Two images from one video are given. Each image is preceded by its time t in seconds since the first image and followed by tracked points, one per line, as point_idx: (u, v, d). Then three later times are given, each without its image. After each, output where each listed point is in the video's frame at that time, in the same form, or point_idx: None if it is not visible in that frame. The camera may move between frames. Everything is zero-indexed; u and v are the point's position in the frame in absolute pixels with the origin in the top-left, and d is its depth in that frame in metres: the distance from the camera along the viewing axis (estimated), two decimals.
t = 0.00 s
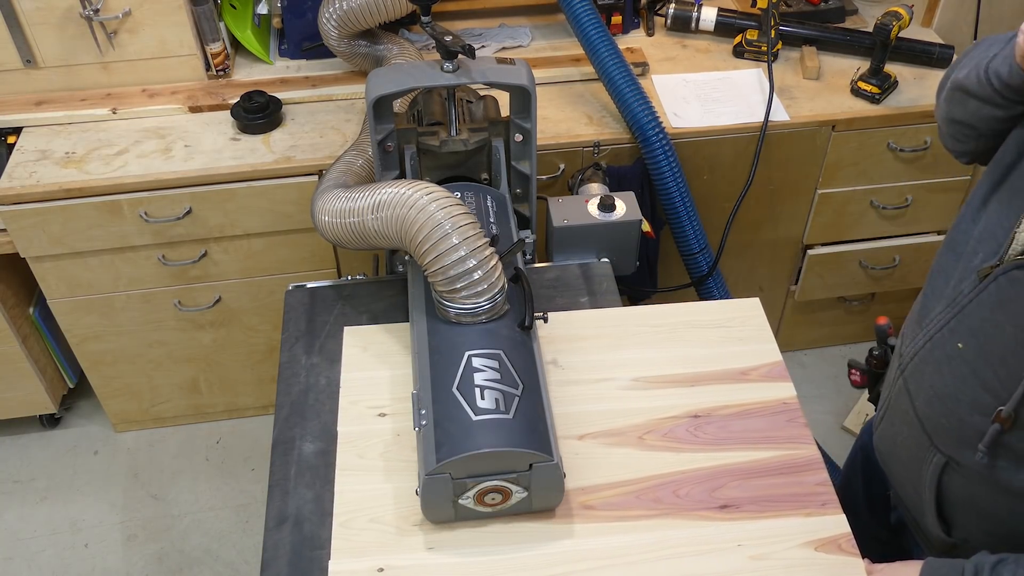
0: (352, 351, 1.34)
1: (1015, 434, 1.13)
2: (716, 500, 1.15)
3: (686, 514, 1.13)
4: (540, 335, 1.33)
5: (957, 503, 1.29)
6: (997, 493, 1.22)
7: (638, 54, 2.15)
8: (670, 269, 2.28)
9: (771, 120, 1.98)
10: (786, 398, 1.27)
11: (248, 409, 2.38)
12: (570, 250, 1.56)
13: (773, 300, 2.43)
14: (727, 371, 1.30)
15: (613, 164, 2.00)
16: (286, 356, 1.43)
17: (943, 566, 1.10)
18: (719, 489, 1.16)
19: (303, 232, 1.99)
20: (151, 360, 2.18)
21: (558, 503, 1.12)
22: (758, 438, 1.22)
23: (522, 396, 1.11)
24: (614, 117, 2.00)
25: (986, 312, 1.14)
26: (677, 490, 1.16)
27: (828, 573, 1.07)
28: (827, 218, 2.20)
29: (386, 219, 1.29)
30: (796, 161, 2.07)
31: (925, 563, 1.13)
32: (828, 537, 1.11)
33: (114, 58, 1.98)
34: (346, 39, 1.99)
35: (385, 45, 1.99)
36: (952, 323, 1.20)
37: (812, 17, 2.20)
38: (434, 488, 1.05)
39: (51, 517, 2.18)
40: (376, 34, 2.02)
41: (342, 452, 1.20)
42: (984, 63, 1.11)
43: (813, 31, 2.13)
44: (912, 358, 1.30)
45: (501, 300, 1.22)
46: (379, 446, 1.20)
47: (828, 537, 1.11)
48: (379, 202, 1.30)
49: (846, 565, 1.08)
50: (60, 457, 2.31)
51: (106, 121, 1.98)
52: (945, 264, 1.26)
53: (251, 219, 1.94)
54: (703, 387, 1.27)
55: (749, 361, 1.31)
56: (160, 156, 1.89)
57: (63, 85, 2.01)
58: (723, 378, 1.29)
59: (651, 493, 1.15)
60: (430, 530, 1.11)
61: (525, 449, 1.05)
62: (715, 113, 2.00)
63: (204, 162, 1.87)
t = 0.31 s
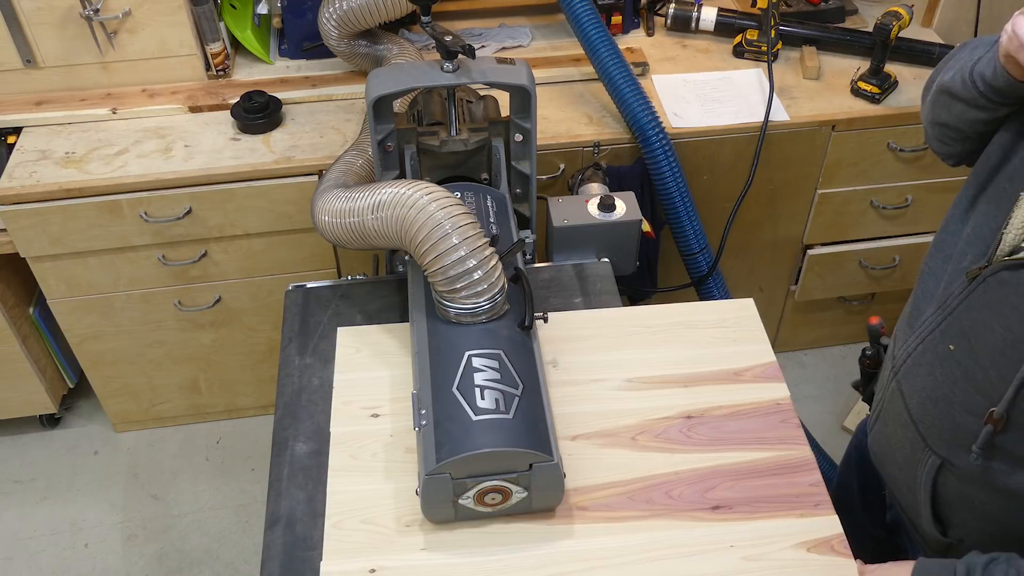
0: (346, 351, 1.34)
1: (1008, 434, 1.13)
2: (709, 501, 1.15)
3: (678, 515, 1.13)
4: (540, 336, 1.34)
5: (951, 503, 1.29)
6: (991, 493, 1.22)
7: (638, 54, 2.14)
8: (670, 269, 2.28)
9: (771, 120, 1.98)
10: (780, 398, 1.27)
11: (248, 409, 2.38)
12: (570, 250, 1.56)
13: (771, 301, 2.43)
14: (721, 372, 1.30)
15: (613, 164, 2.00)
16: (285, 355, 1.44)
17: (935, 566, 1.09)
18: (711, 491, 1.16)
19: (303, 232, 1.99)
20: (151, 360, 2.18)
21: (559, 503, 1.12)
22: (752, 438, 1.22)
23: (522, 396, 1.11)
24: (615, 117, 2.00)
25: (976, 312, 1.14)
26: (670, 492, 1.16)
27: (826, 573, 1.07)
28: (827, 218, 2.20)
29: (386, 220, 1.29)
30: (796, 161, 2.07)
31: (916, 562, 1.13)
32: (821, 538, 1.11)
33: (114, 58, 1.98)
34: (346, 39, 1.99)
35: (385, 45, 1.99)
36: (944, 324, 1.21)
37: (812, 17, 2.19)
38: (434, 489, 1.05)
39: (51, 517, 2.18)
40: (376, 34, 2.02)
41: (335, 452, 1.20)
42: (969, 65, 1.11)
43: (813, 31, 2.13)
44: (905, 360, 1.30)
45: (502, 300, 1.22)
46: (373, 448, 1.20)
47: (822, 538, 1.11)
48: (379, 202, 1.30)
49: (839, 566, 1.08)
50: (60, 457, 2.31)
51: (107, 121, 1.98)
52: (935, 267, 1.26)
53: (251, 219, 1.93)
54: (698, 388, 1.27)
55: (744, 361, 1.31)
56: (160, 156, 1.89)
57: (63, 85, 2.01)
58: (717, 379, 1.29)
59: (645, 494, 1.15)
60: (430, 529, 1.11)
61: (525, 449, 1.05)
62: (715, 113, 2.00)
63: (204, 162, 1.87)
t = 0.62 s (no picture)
0: (316, 354, 1.35)
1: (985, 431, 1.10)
2: (675, 505, 1.15)
3: (642, 519, 1.13)
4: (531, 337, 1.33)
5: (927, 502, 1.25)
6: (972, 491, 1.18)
7: (638, 54, 2.14)
8: (670, 269, 2.28)
9: (771, 120, 1.98)
10: (751, 402, 1.28)
11: (248, 409, 2.38)
12: (570, 250, 1.56)
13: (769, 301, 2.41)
14: (691, 376, 1.31)
15: (613, 164, 2.00)
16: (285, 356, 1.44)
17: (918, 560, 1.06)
18: (679, 494, 1.16)
19: (303, 232, 1.99)
20: (151, 360, 2.18)
21: (559, 503, 1.13)
22: (723, 442, 1.22)
23: (522, 396, 1.11)
24: (615, 117, 2.00)
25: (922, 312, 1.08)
26: (637, 496, 1.16)
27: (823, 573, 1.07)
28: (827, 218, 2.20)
29: (386, 220, 1.29)
30: (795, 161, 2.07)
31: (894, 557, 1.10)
32: (789, 542, 1.10)
33: (114, 58, 1.98)
34: (346, 39, 1.99)
35: (385, 45, 1.99)
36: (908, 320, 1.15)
37: (812, 17, 2.20)
38: (434, 488, 1.05)
39: (51, 517, 2.18)
40: (376, 34, 2.02)
41: (302, 456, 1.20)
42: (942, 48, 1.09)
43: (813, 31, 2.13)
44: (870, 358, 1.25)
45: (501, 300, 1.22)
46: (340, 451, 1.20)
47: (788, 543, 1.10)
48: (379, 203, 1.30)
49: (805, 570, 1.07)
50: (60, 457, 2.31)
51: (107, 121, 1.98)
52: (824, 261, 1.20)
53: (251, 219, 1.93)
54: (667, 392, 1.29)
55: (714, 364, 1.33)
56: (160, 156, 1.89)
57: (62, 85, 2.01)
58: (690, 382, 1.30)
59: (642, 494, 1.16)
60: (430, 529, 1.11)
61: (526, 449, 1.04)
62: (715, 113, 2.00)
63: (204, 162, 1.87)
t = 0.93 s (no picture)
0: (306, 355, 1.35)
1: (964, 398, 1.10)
2: (669, 506, 1.14)
3: (635, 520, 1.13)
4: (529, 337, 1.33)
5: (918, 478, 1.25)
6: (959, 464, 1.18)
7: (638, 54, 2.14)
8: (670, 269, 2.28)
9: (771, 120, 1.98)
10: (744, 402, 1.28)
11: (248, 409, 2.38)
12: (570, 251, 1.56)
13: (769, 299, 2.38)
14: (686, 376, 1.31)
15: (613, 164, 2.00)
16: (284, 356, 1.44)
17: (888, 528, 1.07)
18: (672, 495, 1.16)
19: (302, 232, 1.99)
20: (151, 360, 2.18)
21: (559, 503, 1.13)
22: (716, 443, 1.22)
23: (522, 396, 1.11)
24: (615, 117, 2.00)
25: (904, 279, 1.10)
26: (630, 497, 1.15)
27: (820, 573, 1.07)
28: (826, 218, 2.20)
29: (386, 220, 1.29)
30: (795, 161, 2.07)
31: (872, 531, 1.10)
32: (781, 543, 1.10)
33: (114, 58, 1.98)
34: (346, 39, 1.99)
35: (385, 45, 1.99)
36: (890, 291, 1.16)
37: (812, 17, 2.20)
38: (434, 488, 1.05)
39: (51, 517, 2.17)
40: (376, 34, 2.02)
41: (298, 456, 1.20)
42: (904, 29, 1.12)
43: (813, 31, 2.13)
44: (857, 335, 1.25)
45: (501, 300, 1.22)
46: (332, 452, 1.20)
47: (781, 543, 1.10)
48: (379, 202, 1.30)
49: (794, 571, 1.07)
50: (60, 457, 2.31)
51: (107, 121, 1.98)
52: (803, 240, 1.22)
53: (251, 219, 1.93)
54: (662, 392, 1.29)
55: (709, 365, 1.33)
56: (160, 156, 1.88)
57: (63, 85, 2.01)
58: (684, 383, 1.30)
59: (641, 495, 1.16)
60: (430, 529, 1.11)
61: (526, 450, 1.04)
62: (715, 113, 2.00)
63: (204, 162, 1.86)
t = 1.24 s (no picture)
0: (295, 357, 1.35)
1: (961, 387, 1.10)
2: (662, 507, 1.14)
3: (629, 521, 1.13)
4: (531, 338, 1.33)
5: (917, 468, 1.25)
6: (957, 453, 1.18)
7: (638, 54, 2.14)
8: (670, 269, 2.28)
9: (771, 120, 1.98)
10: (738, 403, 1.28)
11: (248, 409, 2.38)
12: (570, 250, 1.56)
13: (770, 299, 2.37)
14: (680, 376, 1.31)
15: (613, 163, 2.00)
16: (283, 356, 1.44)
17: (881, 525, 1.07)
18: (664, 496, 1.16)
19: (302, 232, 1.99)
20: (151, 360, 2.18)
21: (559, 503, 1.13)
22: (708, 443, 1.22)
23: (522, 396, 1.11)
24: (615, 117, 2.00)
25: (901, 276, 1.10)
26: (623, 497, 1.15)
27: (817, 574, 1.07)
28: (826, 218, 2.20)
29: (386, 220, 1.29)
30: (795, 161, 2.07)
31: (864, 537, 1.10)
32: (774, 544, 1.10)
33: (114, 58, 1.98)
34: (346, 39, 1.99)
35: (385, 45, 1.99)
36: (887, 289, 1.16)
37: (812, 17, 2.20)
38: (434, 488, 1.05)
39: (51, 517, 2.17)
40: (376, 34, 2.02)
41: (295, 455, 1.20)
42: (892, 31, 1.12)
43: (813, 31, 2.13)
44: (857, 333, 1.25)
45: (501, 300, 1.22)
46: (325, 452, 1.21)
47: (774, 544, 1.10)
48: (379, 202, 1.30)
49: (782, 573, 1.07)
50: (60, 457, 2.31)
51: (107, 121, 1.98)
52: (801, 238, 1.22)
53: (250, 219, 1.93)
54: (658, 393, 1.29)
55: (703, 366, 1.33)
56: (160, 156, 1.88)
57: (63, 85, 2.01)
58: (678, 383, 1.30)
59: (639, 495, 1.16)
60: (430, 528, 1.12)
61: (526, 450, 1.04)
62: (715, 113, 2.00)
63: (204, 162, 1.86)
